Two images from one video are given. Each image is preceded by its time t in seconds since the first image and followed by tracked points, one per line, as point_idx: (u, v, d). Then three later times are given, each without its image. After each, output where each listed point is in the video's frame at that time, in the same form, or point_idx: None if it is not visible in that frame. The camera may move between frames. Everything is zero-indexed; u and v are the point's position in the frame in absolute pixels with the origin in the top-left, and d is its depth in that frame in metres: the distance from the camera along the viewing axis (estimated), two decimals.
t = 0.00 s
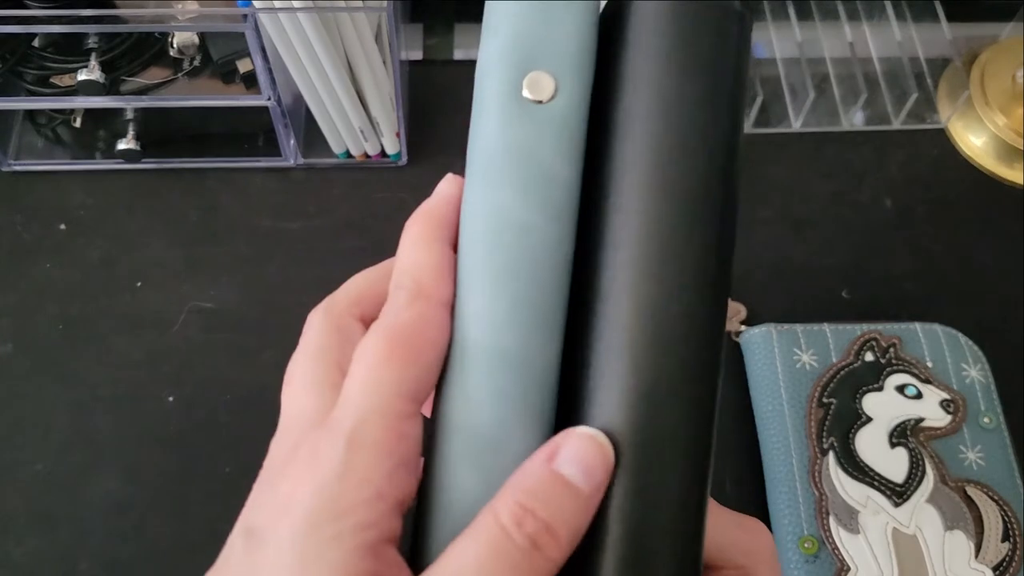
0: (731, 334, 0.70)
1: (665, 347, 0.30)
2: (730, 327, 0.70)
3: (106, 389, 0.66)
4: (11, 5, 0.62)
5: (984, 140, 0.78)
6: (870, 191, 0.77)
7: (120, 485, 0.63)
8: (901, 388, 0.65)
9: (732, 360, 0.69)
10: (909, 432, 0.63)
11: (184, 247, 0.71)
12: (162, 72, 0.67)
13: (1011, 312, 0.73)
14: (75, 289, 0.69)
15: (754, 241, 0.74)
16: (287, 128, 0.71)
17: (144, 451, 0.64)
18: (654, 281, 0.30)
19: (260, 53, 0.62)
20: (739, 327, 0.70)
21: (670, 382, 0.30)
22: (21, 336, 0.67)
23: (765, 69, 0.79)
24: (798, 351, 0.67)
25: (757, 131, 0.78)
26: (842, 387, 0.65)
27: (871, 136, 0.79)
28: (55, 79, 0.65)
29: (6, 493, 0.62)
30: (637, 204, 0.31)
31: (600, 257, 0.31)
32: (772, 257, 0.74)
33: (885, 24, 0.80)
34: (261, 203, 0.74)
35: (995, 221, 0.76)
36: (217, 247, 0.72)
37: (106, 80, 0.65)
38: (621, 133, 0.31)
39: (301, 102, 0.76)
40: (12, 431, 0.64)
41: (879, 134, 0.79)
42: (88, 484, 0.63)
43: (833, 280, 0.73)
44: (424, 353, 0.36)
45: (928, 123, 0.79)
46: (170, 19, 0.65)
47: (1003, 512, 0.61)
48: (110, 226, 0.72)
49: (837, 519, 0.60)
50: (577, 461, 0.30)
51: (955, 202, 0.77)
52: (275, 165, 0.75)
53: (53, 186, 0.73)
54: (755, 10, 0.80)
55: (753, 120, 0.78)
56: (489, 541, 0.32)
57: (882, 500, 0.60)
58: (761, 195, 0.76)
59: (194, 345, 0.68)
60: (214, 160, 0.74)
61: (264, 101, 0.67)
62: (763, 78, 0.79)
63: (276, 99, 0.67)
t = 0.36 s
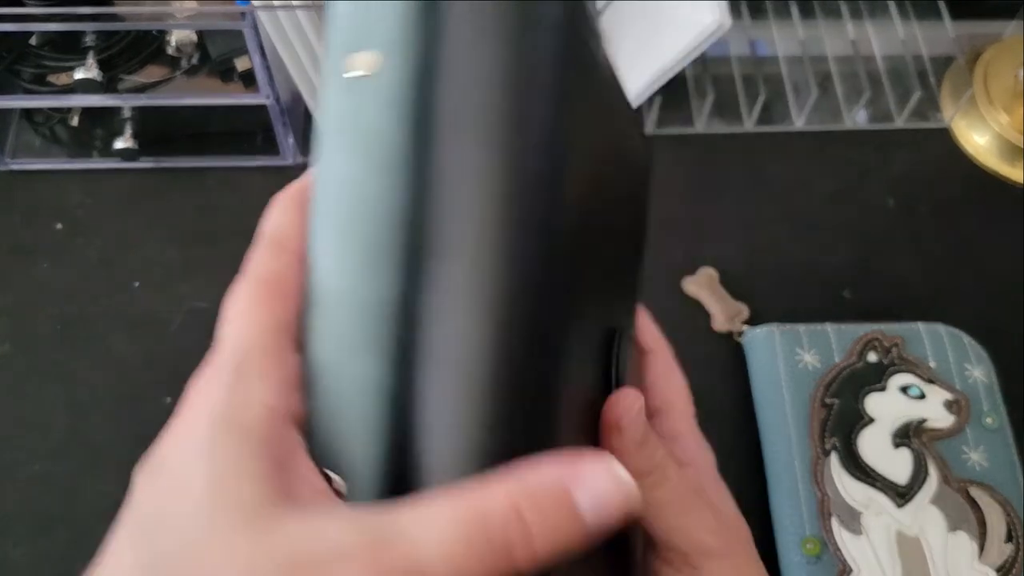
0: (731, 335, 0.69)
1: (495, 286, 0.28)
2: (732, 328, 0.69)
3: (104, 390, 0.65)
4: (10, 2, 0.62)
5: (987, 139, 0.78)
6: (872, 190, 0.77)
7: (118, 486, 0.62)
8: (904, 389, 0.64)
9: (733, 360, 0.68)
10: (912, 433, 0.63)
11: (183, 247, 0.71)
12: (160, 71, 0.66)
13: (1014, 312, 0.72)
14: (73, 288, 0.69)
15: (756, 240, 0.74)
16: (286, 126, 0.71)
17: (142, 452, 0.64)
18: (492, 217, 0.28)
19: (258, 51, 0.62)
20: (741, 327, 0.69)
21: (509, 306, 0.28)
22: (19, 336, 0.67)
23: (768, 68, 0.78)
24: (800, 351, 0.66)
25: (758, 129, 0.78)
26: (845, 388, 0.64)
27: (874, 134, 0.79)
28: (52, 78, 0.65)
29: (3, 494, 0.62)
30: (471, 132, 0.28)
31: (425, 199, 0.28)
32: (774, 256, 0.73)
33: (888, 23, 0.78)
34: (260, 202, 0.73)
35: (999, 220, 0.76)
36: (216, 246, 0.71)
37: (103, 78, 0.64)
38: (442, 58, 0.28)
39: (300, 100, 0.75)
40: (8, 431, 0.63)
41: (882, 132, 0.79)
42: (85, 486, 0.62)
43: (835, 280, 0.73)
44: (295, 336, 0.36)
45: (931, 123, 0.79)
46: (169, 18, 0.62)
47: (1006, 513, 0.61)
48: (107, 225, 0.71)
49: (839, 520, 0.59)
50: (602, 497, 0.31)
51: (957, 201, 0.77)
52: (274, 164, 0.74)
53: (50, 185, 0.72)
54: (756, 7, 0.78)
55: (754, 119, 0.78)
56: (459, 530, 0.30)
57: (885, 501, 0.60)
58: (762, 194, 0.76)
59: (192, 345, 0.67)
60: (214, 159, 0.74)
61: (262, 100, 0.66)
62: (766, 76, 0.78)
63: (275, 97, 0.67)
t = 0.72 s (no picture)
0: (732, 334, 0.70)
1: (324, 253, 0.33)
2: (731, 328, 0.69)
3: (105, 390, 0.65)
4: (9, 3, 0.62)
5: (987, 139, 0.79)
6: (872, 191, 0.77)
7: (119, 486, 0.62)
8: (902, 389, 0.65)
9: (732, 360, 0.69)
10: (911, 432, 0.63)
11: (184, 247, 0.71)
12: (160, 71, 0.66)
13: (1014, 312, 0.72)
14: (73, 288, 0.69)
15: (755, 240, 0.74)
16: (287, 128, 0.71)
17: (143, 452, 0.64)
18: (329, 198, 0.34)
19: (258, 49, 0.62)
20: (740, 327, 0.70)
21: (349, 263, 0.33)
22: (20, 337, 0.67)
23: (767, 68, 0.77)
24: (799, 351, 0.66)
25: (757, 130, 0.78)
26: (844, 388, 0.64)
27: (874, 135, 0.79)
28: (53, 78, 0.65)
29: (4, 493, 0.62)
30: (306, 138, 0.34)
31: (272, 199, 0.34)
32: (774, 256, 0.73)
33: (887, 22, 0.78)
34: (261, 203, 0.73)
35: (998, 220, 0.76)
36: (217, 247, 0.71)
37: (104, 79, 0.64)
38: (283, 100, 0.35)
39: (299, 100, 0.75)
40: (9, 430, 0.64)
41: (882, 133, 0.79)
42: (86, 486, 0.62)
43: (834, 280, 0.73)
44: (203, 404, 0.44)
45: (929, 123, 0.80)
46: (169, 19, 0.61)
47: (1005, 513, 0.61)
48: (108, 226, 0.71)
49: (839, 520, 0.60)
50: (346, 429, 0.31)
51: (957, 201, 0.77)
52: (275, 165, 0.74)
53: (51, 186, 0.72)
54: (756, 7, 0.77)
55: (753, 119, 0.77)
56: (228, 482, 0.30)
57: (884, 501, 0.60)
58: (762, 194, 0.76)
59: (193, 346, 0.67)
60: (215, 160, 0.74)
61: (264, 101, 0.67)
62: (765, 77, 0.77)
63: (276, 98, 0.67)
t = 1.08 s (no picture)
0: (731, 334, 0.70)
1: (298, 294, 0.45)
2: (730, 328, 0.70)
3: (106, 389, 0.66)
4: (11, 5, 0.62)
5: (985, 141, 0.79)
6: (870, 191, 0.77)
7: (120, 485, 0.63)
8: (900, 388, 0.65)
9: (731, 360, 0.69)
10: (909, 432, 0.63)
11: (185, 247, 0.71)
12: (161, 73, 0.66)
13: (1013, 312, 0.72)
14: (75, 288, 0.69)
15: (754, 241, 0.74)
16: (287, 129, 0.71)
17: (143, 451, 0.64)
18: (296, 257, 0.45)
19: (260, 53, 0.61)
20: (739, 327, 0.70)
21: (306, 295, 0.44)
22: (22, 336, 0.67)
23: (765, 70, 0.78)
24: (798, 351, 0.67)
25: (757, 131, 0.78)
26: (843, 387, 0.65)
27: (872, 135, 0.79)
28: (55, 79, 0.65)
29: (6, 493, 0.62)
30: (281, 197, 0.46)
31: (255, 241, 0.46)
32: (772, 256, 0.74)
33: (885, 24, 0.80)
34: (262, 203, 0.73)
35: (996, 220, 0.76)
36: (217, 247, 0.72)
37: (106, 80, 0.65)
38: (268, 168, 0.47)
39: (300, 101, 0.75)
40: (11, 430, 0.64)
41: (880, 133, 0.79)
42: (86, 485, 0.63)
43: (833, 280, 0.73)
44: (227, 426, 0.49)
45: (928, 123, 0.80)
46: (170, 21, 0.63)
47: (1003, 512, 0.61)
48: (109, 226, 0.72)
49: (838, 520, 0.60)
50: (369, 368, 0.42)
51: (954, 201, 0.77)
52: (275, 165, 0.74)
53: (52, 186, 0.73)
54: (755, 10, 0.80)
55: (752, 120, 0.78)
56: (283, 412, 0.41)
57: (882, 500, 0.60)
58: (760, 194, 0.76)
59: (194, 345, 0.68)
60: (216, 160, 0.74)
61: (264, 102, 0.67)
62: (763, 78, 0.78)
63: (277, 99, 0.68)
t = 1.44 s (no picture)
0: (730, 333, 0.70)
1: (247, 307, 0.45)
2: (729, 328, 0.70)
3: (107, 389, 0.66)
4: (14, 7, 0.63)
5: (983, 141, 0.79)
6: (869, 192, 0.77)
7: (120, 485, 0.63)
8: (899, 388, 0.65)
9: (730, 360, 0.69)
10: (907, 432, 0.63)
11: (186, 247, 0.72)
12: (162, 73, 0.67)
13: (1011, 312, 0.73)
14: (76, 288, 0.70)
15: (753, 241, 0.75)
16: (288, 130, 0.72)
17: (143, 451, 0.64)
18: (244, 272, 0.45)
19: (262, 53, 0.62)
20: (738, 327, 0.70)
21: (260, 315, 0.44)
22: (24, 336, 0.67)
23: (764, 70, 0.79)
24: (797, 350, 0.67)
25: (755, 131, 0.79)
26: (841, 387, 0.65)
27: (871, 136, 0.80)
28: (57, 80, 0.66)
29: (7, 493, 0.62)
30: (238, 221, 0.47)
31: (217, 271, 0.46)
32: (771, 256, 0.74)
33: (884, 26, 0.81)
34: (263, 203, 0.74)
35: (995, 221, 0.77)
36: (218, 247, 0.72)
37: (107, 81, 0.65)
38: (228, 199, 0.47)
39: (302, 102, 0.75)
40: (13, 430, 0.64)
41: (879, 134, 0.80)
42: (86, 485, 0.63)
43: (831, 281, 0.73)
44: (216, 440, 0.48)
45: (927, 123, 0.80)
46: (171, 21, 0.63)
47: (1001, 511, 0.61)
48: (110, 226, 0.72)
49: (836, 519, 0.60)
50: (318, 368, 0.41)
51: (954, 202, 0.77)
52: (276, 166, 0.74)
53: (54, 187, 0.73)
54: (755, 12, 0.81)
55: (751, 122, 0.79)
56: (228, 411, 0.41)
57: (881, 499, 0.61)
58: (760, 194, 0.77)
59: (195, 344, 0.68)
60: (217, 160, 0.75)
61: (265, 103, 0.67)
62: (762, 79, 0.79)
63: (278, 100, 0.68)
